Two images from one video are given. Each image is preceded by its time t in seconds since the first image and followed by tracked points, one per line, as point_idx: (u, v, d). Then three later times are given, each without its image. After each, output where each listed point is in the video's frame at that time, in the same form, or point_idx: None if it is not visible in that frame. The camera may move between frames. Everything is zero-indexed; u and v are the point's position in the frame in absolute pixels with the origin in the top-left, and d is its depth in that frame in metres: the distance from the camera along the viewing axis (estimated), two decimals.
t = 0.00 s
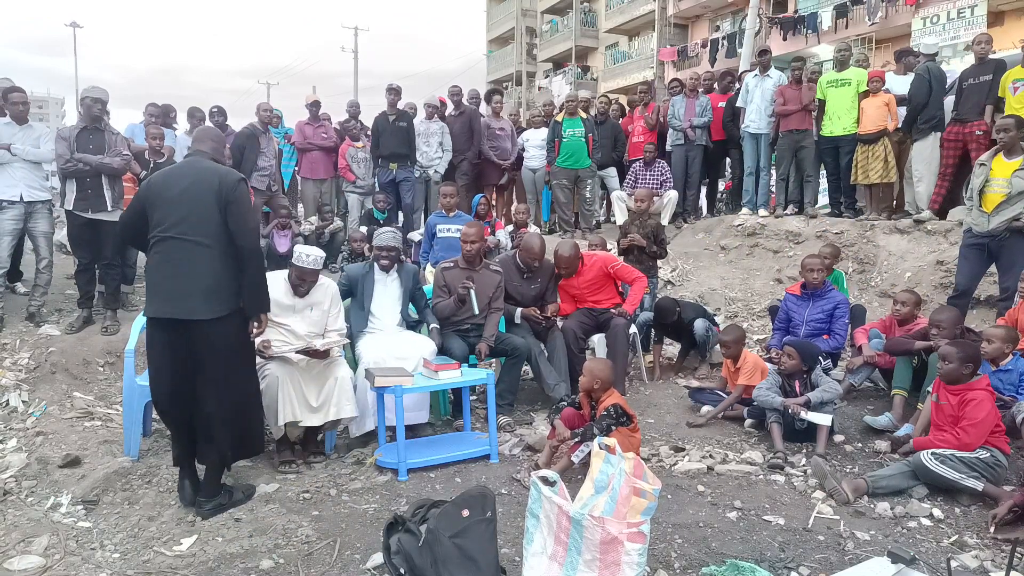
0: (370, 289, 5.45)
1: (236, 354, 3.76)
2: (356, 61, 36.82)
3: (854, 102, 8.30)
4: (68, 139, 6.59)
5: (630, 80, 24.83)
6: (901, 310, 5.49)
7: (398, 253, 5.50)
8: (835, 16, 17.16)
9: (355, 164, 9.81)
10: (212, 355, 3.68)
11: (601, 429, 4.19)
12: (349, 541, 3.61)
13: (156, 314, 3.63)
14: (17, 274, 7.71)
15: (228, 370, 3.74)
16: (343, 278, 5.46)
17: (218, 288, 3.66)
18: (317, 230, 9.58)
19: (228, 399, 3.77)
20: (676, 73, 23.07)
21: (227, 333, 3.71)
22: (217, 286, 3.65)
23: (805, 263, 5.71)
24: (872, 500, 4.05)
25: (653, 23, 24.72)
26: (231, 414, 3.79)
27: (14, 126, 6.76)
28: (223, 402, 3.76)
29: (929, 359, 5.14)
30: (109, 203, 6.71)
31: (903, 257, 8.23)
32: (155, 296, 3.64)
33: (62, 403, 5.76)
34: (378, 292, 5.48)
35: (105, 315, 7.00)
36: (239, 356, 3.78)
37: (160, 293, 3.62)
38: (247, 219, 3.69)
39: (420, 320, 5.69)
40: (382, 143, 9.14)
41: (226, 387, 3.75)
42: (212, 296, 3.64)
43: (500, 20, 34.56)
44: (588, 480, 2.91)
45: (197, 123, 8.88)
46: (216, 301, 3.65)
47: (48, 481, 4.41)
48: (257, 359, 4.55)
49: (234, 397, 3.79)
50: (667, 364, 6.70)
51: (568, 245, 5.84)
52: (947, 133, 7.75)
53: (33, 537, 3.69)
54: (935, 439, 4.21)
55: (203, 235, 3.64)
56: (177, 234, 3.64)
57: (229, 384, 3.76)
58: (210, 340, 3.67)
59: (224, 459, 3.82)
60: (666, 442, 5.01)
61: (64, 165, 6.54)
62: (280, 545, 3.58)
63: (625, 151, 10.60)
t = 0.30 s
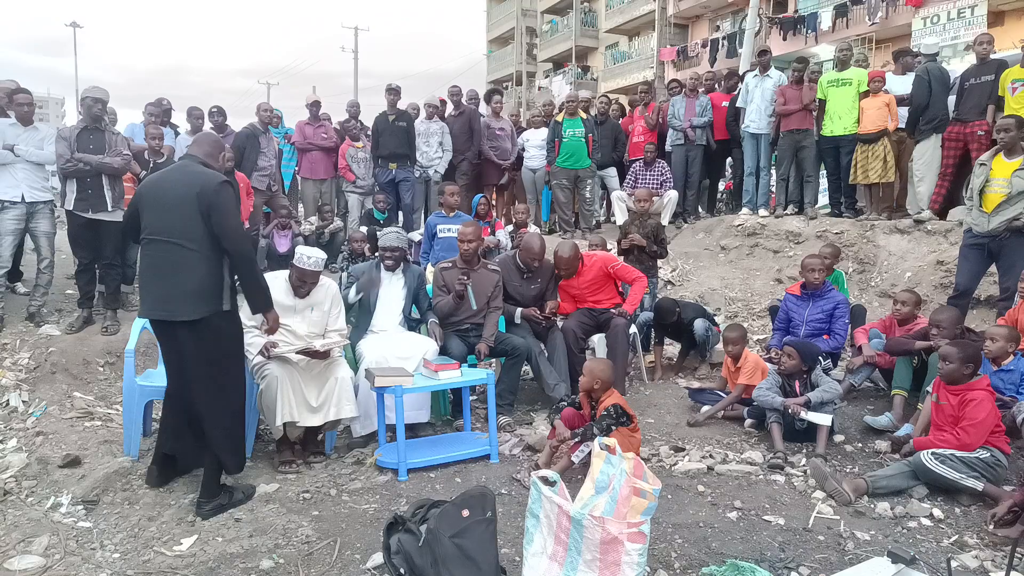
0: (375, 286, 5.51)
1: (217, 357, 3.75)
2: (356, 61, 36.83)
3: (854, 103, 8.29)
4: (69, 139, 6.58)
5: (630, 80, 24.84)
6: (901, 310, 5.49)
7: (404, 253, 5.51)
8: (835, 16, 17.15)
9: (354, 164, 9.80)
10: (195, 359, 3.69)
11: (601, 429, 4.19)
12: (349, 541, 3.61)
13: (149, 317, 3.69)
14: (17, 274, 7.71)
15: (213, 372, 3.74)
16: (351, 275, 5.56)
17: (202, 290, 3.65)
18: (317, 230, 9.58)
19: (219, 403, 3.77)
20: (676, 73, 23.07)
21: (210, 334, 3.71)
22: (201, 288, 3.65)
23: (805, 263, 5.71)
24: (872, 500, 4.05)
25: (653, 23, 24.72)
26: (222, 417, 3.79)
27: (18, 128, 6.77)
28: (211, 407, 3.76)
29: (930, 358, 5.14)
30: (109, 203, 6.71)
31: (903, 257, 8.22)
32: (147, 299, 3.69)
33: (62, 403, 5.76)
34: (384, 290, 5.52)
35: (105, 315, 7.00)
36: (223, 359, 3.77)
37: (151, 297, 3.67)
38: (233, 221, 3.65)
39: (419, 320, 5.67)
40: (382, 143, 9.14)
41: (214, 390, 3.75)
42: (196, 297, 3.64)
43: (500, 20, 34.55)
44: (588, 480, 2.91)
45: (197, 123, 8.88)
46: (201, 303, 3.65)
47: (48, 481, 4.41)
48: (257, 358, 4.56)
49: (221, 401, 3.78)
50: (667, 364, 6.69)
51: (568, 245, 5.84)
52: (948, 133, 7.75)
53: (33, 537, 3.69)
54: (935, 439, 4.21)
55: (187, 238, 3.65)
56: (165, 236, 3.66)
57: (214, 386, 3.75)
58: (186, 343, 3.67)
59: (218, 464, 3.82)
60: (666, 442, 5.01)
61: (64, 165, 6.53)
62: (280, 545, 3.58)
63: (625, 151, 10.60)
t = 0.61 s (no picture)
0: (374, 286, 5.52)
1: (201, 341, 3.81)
2: (355, 61, 36.79)
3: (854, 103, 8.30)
4: (69, 139, 6.58)
5: (630, 80, 24.84)
6: (901, 310, 5.49)
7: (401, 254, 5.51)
8: (835, 15, 17.14)
9: (354, 164, 9.80)
10: (180, 343, 3.74)
11: (601, 429, 4.20)
12: (349, 541, 3.61)
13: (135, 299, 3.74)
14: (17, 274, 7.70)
15: (196, 356, 3.78)
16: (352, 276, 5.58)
17: (174, 270, 3.71)
18: (317, 230, 9.59)
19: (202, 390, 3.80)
20: (676, 73, 23.07)
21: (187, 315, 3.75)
22: (170, 267, 3.70)
23: (805, 263, 5.71)
24: (872, 500, 4.05)
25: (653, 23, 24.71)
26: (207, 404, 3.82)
27: (23, 129, 6.82)
28: (195, 394, 3.78)
29: (930, 358, 5.14)
30: (109, 203, 6.70)
31: (903, 257, 8.22)
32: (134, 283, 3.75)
33: (62, 404, 5.76)
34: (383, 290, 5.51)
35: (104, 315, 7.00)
36: (207, 342, 3.82)
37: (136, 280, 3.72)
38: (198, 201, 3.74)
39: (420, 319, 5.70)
40: (382, 143, 9.14)
41: (199, 376, 3.79)
42: (165, 277, 3.69)
43: (500, 20, 34.55)
44: (588, 480, 2.91)
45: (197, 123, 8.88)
46: (169, 284, 3.69)
47: (48, 481, 4.41)
48: (257, 357, 4.54)
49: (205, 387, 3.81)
50: (667, 364, 6.69)
51: (567, 245, 5.84)
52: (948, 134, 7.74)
53: (33, 537, 3.69)
54: (935, 438, 4.21)
55: (164, 223, 3.73)
56: (147, 225, 3.74)
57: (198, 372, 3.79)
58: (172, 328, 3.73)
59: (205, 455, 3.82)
60: (666, 442, 5.01)
61: (64, 165, 6.54)
62: (280, 545, 3.58)
63: (625, 151, 10.60)
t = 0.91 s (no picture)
0: (372, 287, 5.50)
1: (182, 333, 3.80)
2: (355, 60, 36.78)
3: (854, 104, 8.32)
4: (69, 140, 6.59)
5: (630, 80, 24.85)
6: (901, 310, 5.48)
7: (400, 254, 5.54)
8: (834, 16, 17.14)
9: (354, 164, 9.78)
10: (160, 335, 3.74)
11: (601, 429, 4.20)
12: (349, 541, 3.61)
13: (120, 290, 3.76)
14: (17, 274, 7.70)
15: (177, 348, 3.77)
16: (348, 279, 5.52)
17: (149, 259, 3.73)
18: (317, 230, 9.59)
19: (181, 383, 3.74)
20: (676, 73, 23.07)
21: (163, 306, 3.75)
22: (144, 256, 3.74)
23: (805, 263, 5.71)
24: (873, 500, 4.04)
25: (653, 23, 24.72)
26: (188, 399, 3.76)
27: (24, 130, 6.82)
28: (176, 390, 3.74)
29: (930, 358, 5.14)
30: (109, 203, 6.70)
31: (902, 257, 8.23)
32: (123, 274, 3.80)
33: (62, 403, 5.76)
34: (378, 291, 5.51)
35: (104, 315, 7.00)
36: (187, 335, 3.81)
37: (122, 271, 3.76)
38: (175, 193, 3.78)
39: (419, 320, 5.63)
40: (382, 143, 9.15)
41: (177, 369, 3.75)
42: (139, 266, 3.72)
43: (500, 20, 34.54)
44: (588, 479, 2.91)
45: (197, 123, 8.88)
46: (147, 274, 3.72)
47: (48, 481, 4.41)
48: (257, 357, 4.55)
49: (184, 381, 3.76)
50: (667, 364, 6.69)
51: (567, 245, 5.83)
52: (945, 135, 7.75)
53: (33, 537, 3.69)
54: (935, 438, 4.21)
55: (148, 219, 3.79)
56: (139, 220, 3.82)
57: (178, 365, 3.75)
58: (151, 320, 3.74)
59: (184, 454, 3.74)
60: (666, 442, 5.01)
61: (64, 165, 6.54)
62: (280, 545, 3.58)
63: (625, 151, 10.61)
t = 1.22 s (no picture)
0: (370, 286, 5.51)
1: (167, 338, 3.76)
2: (355, 60, 36.76)
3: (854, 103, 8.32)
4: (69, 140, 6.59)
5: (630, 80, 24.84)
6: (900, 310, 5.48)
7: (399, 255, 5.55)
8: (834, 16, 17.13)
9: (353, 164, 9.77)
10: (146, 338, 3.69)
11: (601, 429, 4.20)
12: (349, 541, 3.61)
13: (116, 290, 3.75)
14: (16, 274, 7.70)
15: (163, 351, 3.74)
16: (345, 279, 5.53)
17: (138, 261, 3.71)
18: (317, 230, 9.59)
19: (163, 388, 3.72)
20: (676, 73, 23.06)
21: (149, 310, 3.70)
22: (132, 258, 3.73)
23: (805, 263, 5.71)
24: (873, 500, 4.04)
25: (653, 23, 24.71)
26: (167, 405, 3.74)
27: (22, 130, 6.81)
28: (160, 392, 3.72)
29: (930, 358, 5.14)
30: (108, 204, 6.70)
31: (902, 257, 8.23)
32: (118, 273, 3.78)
33: (61, 403, 5.75)
34: (374, 291, 5.50)
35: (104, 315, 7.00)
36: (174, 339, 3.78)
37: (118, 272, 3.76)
38: (164, 196, 3.74)
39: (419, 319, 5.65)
40: (382, 143, 9.15)
41: (161, 374, 3.72)
42: (128, 267, 3.71)
43: (500, 20, 34.53)
44: (587, 479, 2.90)
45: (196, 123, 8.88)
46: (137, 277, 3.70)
47: (48, 481, 4.41)
48: (257, 358, 4.54)
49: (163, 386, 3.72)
50: (667, 364, 6.69)
51: (568, 245, 5.84)
52: (946, 136, 7.77)
53: (33, 537, 3.69)
54: (935, 438, 4.20)
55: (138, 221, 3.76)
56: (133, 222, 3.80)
57: (160, 370, 3.71)
58: (135, 322, 3.69)
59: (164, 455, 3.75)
60: (666, 442, 5.01)
61: (63, 165, 6.54)
62: (280, 545, 3.58)
63: (625, 151, 10.61)
